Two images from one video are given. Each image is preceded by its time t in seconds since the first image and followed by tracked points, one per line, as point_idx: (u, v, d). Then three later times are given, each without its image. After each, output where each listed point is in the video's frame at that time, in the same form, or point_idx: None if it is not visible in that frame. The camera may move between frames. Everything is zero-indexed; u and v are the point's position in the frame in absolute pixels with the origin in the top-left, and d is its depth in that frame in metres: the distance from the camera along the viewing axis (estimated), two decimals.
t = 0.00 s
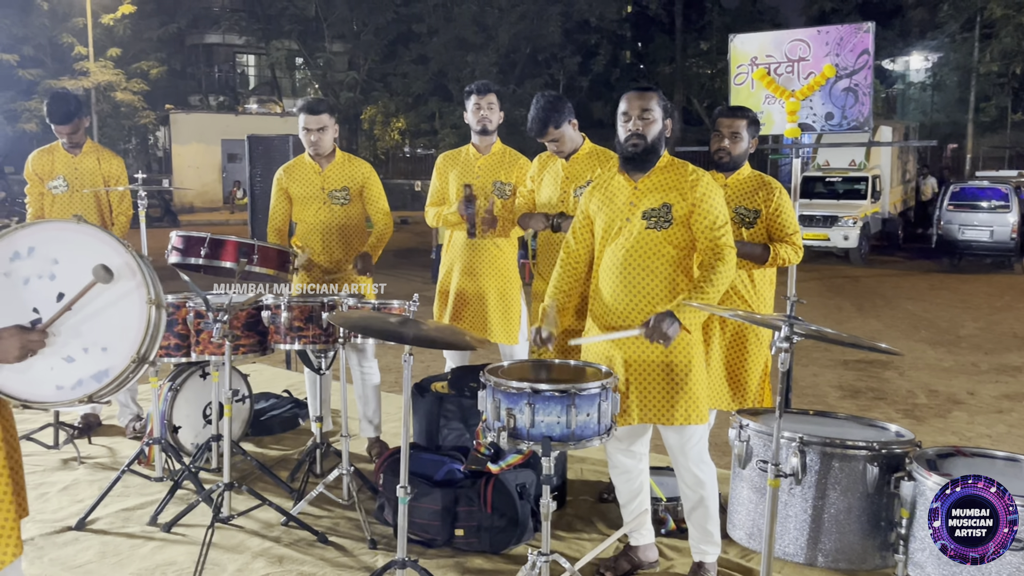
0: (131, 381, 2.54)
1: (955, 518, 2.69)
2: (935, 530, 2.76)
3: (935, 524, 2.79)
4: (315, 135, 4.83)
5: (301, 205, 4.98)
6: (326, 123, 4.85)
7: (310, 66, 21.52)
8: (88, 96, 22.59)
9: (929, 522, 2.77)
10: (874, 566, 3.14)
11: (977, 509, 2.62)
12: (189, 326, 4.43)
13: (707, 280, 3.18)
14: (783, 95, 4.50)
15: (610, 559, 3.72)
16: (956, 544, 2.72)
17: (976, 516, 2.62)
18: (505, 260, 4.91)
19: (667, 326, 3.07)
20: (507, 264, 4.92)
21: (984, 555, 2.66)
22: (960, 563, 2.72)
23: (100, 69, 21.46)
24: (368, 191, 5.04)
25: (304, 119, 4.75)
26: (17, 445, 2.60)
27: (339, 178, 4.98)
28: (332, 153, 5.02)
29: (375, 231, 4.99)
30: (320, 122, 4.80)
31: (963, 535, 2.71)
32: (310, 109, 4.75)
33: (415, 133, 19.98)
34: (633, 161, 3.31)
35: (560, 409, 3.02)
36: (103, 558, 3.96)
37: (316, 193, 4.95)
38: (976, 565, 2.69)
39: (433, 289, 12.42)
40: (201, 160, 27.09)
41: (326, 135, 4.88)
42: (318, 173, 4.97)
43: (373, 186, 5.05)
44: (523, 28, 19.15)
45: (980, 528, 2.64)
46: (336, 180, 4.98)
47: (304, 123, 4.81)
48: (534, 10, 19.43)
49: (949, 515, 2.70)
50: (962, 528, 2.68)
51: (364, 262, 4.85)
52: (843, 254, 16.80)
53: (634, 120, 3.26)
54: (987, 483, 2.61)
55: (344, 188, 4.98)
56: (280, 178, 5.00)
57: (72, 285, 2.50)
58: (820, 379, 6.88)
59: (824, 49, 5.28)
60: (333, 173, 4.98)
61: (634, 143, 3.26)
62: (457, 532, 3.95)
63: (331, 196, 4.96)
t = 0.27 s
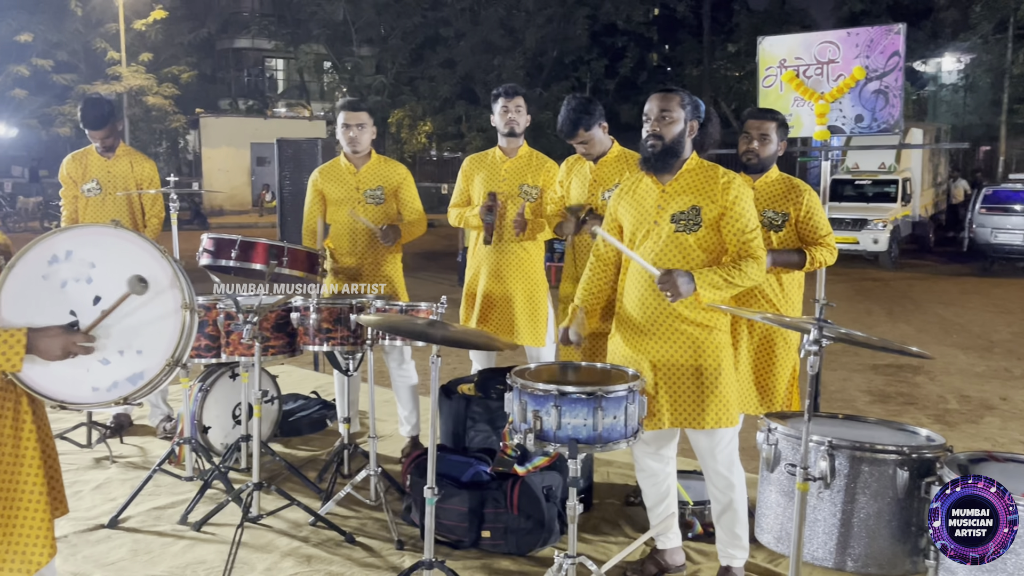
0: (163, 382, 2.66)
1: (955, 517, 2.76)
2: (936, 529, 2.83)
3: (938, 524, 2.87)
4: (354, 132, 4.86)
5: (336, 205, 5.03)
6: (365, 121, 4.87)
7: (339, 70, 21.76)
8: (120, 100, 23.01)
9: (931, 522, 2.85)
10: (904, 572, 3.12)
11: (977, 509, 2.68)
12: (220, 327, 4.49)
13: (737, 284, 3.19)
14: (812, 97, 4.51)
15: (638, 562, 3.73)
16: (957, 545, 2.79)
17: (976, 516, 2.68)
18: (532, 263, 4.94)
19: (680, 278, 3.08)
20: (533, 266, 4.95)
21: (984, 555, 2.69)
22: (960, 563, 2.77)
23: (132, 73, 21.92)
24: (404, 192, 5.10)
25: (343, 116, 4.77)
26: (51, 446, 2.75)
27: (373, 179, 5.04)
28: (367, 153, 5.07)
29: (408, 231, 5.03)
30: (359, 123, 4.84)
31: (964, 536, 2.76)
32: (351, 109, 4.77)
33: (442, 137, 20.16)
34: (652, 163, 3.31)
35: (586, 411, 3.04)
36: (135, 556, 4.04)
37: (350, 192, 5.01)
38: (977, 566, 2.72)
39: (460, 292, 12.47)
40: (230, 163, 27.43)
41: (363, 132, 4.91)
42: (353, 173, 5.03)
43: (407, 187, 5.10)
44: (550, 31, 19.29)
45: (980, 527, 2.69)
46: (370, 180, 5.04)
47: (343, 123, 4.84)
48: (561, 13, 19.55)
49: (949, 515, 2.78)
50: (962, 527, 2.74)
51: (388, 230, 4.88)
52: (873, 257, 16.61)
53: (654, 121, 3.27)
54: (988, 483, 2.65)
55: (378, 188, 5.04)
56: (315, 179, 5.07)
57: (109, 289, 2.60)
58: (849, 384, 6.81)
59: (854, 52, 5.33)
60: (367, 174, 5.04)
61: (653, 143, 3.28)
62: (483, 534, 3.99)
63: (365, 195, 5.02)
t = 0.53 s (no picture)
0: (183, 384, 2.72)
1: (956, 518, 2.89)
2: (936, 529, 2.95)
3: (937, 524, 2.99)
4: (393, 133, 4.87)
5: (372, 206, 5.06)
6: (404, 122, 4.88)
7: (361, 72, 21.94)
8: (145, 103, 23.30)
9: (931, 521, 2.98)
10: None
11: (977, 509, 2.81)
12: (243, 327, 4.52)
13: (758, 288, 3.16)
14: (836, 99, 4.48)
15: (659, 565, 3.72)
16: (957, 544, 2.90)
17: (977, 516, 2.82)
18: (553, 265, 4.94)
19: (714, 328, 3.07)
20: (555, 268, 4.95)
21: (984, 555, 2.83)
22: (960, 562, 2.90)
23: (157, 77, 22.20)
24: (438, 195, 5.10)
25: (383, 116, 4.80)
26: (76, 449, 2.87)
27: (408, 180, 5.06)
28: (405, 155, 5.09)
29: (444, 239, 4.99)
30: (397, 122, 4.85)
31: (963, 535, 2.88)
32: (390, 109, 4.80)
33: (463, 139, 20.26)
34: (673, 161, 3.31)
35: (608, 414, 3.03)
36: (160, 555, 4.10)
37: (385, 193, 5.04)
38: (976, 564, 2.87)
39: (480, 294, 12.48)
40: (254, 166, 27.69)
41: (403, 133, 4.92)
42: (389, 174, 5.05)
43: (443, 189, 5.10)
44: (572, 33, 19.33)
45: (979, 527, 2.82)
46: (404, 181, 5.05)
47: (383, 123, 4.87)
48: (582, 15, 19.57)
49: (949, 515, 2.91)
50: (962, 527, 2.87)
51: (424, 272, 4.92)
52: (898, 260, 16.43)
53: (680, 119, 3.28)
54: (987, 483, 2.74)
55: (413, 190, 5.06)
56: (355, 181, 5.11)
57: (130, 291, 2.66)
58: (873, 388, 6.75)
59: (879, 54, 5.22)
60: (403, 175, 5.06)
61: (677, 141, 3.28)
62: (504, 536, 3.99)
63: (399, 197, 5.04)
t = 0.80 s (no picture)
0: (198, 389, 2.77)
1: (956, 518, 2.88)
2: (936, 529, 2.96)
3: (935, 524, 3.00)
4: (428, 133, 4.91)
5: (403, 209, 5.08)
6: (439, 123, 4.92)
7: (382, 75, 22.09)
8: (168, 106, 23.59)
9: (931, 522, 2.98)
10: None
11: (978, 509, 2.81)
12: (264, 329, 4.54)
13: (779, 289, 3.15)
14: (857, 101, 4.43)
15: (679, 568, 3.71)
16: (957, 545, 2.91)
17: (977, 516, 2.80)
18: (572, 267, 4.95)
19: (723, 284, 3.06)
20: (574, 270, 4.96)
21: (984, 555, 2.79)
22: (961, 563, 2.90)
23: (180, 80, 22.46)
24: (469, 197, 5.11)
25: (418, 117, 4.85)
26: (98, 450, 2.92)
27: (439, 184, 5.07)
28: (438, 157, 5.11)
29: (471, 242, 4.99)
30: (432, 123, 4.89)
31: (963, 536, 2.88)
32: (426, 109, 4.85)
33: (483, 141, 20.34)
34: (696, 158, 3.28)
35: (626, 416, 3.03)
36: (181, 555, 4.13)
37: (415, 195, 5.06)
38: (978, 565, 2.83)
39: (501, 296, 12.51)
40: (275, 168, 28.00)
41: (438, 134, 4.95)
42: (421, 176, 5.08)
43: (473, 193, 5.11)
44: (591, 35, 19.36)
45: (980, 528, 2.80)
46: (434, 184, 5.07)
47: (418, 123, 4.90)
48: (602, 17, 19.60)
49: (949, 515, 2.91)
50: (963, 527, 2.86)
51: (445, 235, 4.85)
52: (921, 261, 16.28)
53: (705, 115, 3.24)
54: (987, 483, 2.74)
55: (443, 193, 5.06)
56: (386, 183, 5.15)
57: (148, 295, 2.74)
58: (896, 391, 6.68)
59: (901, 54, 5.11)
60: (433, 178, 5.07)
61: (701, 137, 3.25)
62: (523, 537, 4.00)
63: (429, 199, 5.05)
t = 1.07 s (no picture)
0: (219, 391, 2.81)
1: (955, 518, 2.97)
2: (936, 530, 3.02)
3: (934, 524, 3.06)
4: (447, 136, 4.90)
5: (422, 213, 5.12)
6: (459, 125, 4.92)
7: (400, 77, 22.15)
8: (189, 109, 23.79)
9: (930, 522, 3.03)
10: None
11: (977, 509, 2.94)
12: (283, 331, 4.57)
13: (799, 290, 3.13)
14: (877, 100, 4.43)
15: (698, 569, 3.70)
16: (957, 545, 3.01)
17: (977, 516, 2.96)
18: (590, 269, 4.95)
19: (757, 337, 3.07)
20: (592, 272, 4.96)
21: (984, 555, 2.97)
22: (959, 562, 3.01)
23: (201, 82, 22.66)
24: (487, 201, 5.11)
25: (437, 119, 4.85)
26: (123, 450, 2.96)
27: (457, 186, 5.08)
28: (456, 159, 5.11)
29: (490, 246, 5.01)
30: (451, 126, 4.88)
31: (962, 536, 2.99)
32: (445, 111, 4.85)
33: (501, 143, 20.34)
34: (715, 158, 3.28)
35: (645, 418, 3.03)
36: (201, 555, 4.17)
37: (433, 198, 5.08)
38: (975, 564, 3.00)
39: (517, 298, 12.50)
40: (294, 170, 28.19)
41: (457, 136, 4.95)
42: (439, 180, 5.10)
43: (492, 197, 5.11)
44: (610, 36, 19.36)
45: (980, 528, 2.96)
46: (453, 187, 5.08)
47: (438, 126, 4.90)
48: (621, 18, 19.62)
49: (949, 516, 2.98)
50: (963, 527, 2.98)
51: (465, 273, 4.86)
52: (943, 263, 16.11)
53: (724, 116, 3.25)
54: (987, 483, 2.91)
55: (461, 196, 5.08)
56: (405, 187, 5.18)
57: (172, 298, 2.78)
58: (917, 393, 6.62)
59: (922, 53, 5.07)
60: (452, 181, 5.09)
61: (719, 138, 3.25)
62: (541, 539, 4.00)
63: (447, 202, 5.07)
